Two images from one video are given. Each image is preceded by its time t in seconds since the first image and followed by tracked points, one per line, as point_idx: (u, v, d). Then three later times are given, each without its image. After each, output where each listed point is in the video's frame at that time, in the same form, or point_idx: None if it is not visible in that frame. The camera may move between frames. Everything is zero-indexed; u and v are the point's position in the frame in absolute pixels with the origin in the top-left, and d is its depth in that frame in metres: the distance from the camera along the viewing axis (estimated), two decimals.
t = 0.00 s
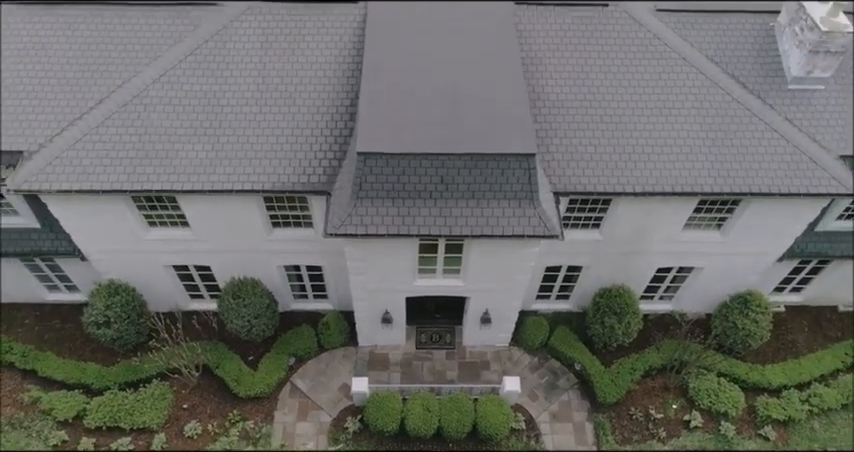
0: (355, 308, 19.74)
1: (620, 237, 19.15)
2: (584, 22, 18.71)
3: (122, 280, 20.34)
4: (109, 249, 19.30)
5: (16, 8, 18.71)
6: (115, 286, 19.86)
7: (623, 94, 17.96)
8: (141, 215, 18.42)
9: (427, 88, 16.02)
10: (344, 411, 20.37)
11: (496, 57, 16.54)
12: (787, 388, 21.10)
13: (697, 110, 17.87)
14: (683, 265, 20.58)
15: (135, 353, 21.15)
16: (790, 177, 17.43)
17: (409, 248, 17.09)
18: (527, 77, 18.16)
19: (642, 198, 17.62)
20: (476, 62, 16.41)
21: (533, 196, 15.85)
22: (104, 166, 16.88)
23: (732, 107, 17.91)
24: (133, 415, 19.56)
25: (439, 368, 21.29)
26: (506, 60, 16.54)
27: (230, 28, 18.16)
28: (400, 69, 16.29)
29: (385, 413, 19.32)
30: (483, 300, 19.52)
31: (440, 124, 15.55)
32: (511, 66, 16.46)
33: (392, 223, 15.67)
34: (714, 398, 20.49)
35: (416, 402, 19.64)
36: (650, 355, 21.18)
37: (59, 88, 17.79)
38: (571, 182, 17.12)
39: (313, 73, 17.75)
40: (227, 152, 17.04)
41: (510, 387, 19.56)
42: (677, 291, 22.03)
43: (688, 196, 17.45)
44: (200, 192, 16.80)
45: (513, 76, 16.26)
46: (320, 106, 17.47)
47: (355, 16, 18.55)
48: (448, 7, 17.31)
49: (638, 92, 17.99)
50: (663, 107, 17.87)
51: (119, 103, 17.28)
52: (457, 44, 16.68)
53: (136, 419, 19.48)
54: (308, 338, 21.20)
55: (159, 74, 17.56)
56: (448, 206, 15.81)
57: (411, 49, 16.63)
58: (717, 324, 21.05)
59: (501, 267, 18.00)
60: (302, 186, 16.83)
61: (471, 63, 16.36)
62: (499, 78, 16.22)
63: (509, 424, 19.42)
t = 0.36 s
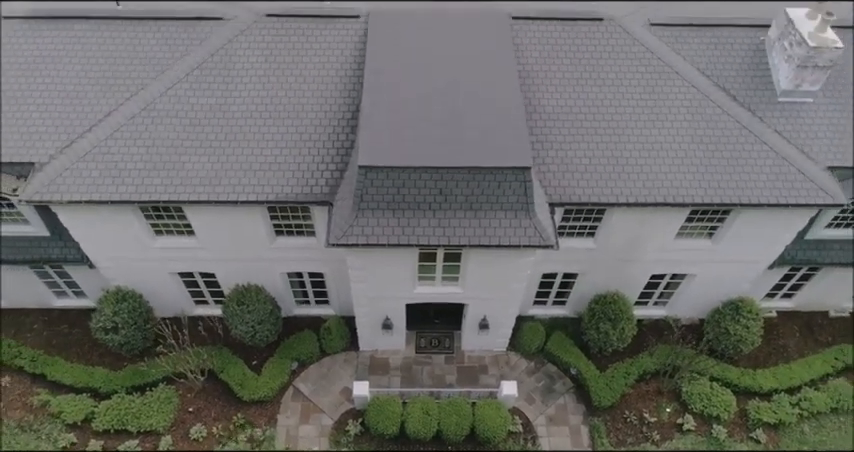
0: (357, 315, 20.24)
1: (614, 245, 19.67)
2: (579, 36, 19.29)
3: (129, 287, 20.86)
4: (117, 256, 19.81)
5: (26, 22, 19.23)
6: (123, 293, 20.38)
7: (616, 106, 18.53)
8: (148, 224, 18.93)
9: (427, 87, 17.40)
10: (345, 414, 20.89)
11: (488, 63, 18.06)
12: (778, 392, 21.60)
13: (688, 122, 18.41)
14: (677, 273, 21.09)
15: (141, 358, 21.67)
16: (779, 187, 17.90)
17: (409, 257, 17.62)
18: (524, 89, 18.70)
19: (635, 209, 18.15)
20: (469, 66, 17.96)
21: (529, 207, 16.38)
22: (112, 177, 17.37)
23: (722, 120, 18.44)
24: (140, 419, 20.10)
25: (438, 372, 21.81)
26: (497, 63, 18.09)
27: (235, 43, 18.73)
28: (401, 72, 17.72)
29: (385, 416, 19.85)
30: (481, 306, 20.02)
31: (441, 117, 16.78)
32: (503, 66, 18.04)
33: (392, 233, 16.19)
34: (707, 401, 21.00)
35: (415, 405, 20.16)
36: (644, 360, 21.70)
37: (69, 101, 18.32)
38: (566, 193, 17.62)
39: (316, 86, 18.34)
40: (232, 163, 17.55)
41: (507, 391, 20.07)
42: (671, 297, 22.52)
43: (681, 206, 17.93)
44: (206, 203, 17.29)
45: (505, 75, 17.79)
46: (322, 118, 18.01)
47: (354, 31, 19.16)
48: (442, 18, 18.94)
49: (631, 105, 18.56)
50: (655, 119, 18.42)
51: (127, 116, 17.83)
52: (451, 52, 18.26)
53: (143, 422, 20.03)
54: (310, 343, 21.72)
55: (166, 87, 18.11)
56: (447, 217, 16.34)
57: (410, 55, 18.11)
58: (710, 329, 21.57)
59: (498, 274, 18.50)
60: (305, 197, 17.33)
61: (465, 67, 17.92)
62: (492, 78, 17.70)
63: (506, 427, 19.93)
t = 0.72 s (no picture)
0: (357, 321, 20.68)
1: (610, 253, 20.12)
2: (574, 49, 19.75)
3: (135, 293, 21.30)
4: (123, 263, 20.24)
5: (34, 35, 19.67)
6: (129, 299, 20.82)
7: (611, 118, 18.96)
8: (154, 233, 19.35)
9: (426, 94, 17.97)
10: (346, 418, 21.34)
11: (487, 71, 18.64)
12: (770, 396, 22.06)
13: (681, 134, 18.85)
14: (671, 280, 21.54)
15: (147, 363, 22.13)
16: (771, 198, 18.31)
17: (409, 266, 18.07)
18: (521, 101, 19.14)
19: (629, 219, 18.60)
20: (468, 74, 18.54)
21: (525, 218, 16.83)
22: (120, 188, 17.79)
23: (715, 131, 18.88)
24: (146, 423, 20.55)
25: (437, 376, 22.25)
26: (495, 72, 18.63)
27: (239, 56, 19.22)
28: (401, 79, 18.28)
29: (385, 420, 20.30)
30: (479, 313, 20.46)
31: (441, 120, 17.44)
32: (500, 76, 18.56)
33: (392, 244, 16.63)
34: (700, 405, 21.46)
35: (415, 410, 20.61)
36: (639, 365, 22.15)
37: (76, 112, 18.75)
38: (562, 203, 18.05)
39: (318, 98, 18.81)
40: (237, 174, 17.98)
41: (505, 396, 20.53)
42: (666, 303, 22.97)
43: (674, 216, 18.34)
44: (211, 213, 17.70)
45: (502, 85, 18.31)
46: (324, 130, 18.46)
47: (355, 44, 19.60)
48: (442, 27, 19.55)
49: (626, 117, 19.00)
50: (650, 131, 18.86)
51: (134, 128, 18.28)
52: (450, 60, 18.85)
53: (148, 426, 20.47)
54: (312, 348, 22.18)
55: (172, 100, 18.57)
56: (446, 227, 16.79)
57: (411, 61, 18.77)
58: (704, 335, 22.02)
59: (496, 282, 18.95)
60: (308, 207, 17.76)
61: (464, 73, 18.55)
62: (491, 84, 18.32)
63: (504, 431, 20.39)
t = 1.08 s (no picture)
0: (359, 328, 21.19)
1: (605, 262, 20.63)
2: (571, 64, 20.26)
3: (142, 301, 21.80)
4: (131, 272, 20.73)
5: (44, 50, 20.17)
6: (136, 307, 21.32)
7: (607, 132, 19.46)
8: (161, 243, 19.82)
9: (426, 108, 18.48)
10: (348, 422, 21.83)
11: (485, 85, 19.16)
12: (763, 401, 22.56)
13: (675, 148, 19.35)
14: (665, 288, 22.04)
15: (153, 368, 22.64)
16: (762, 210, 18.79)
17: (410, 275, 18.58)
18: (519, 115, 19.65)
19: (624, 230, 19.11)
20: (466, 88, 19.05)
21: (522, 230, 17.34)
22: (128, 200, 18.25)
23: (708, 145, 19.37)
24: (153, 427, 21.04)
25: (437, 382, 22.75)
26: (493, 87, 19.12)
27: (244, 70, 19.73)
28: (402, 93, 18.79)
29: (387, 425, 20.80)
30: (478, 320, 20.97)
31: (441, 132, 17.97)
32: (498, 90, 19.04)
33: (394, 255, 17.12)
34: (694, 410, 21.96)
35: (415, 415, 21.12)
36: (634, 371, 22.66)
37: (86, 126, 19.25)
38: (559, 214, 18.53)
39: (321, 112, 19.31)
40: (242, 187, 18.48)
41: (503, 401, 21.02)
42: (661, 310, 23.49)
43: (669, 227, 18.80)
44: (217, 224, 18.19)
45: (500, 100, 18.79)
46: (327, 144, 18.95)
47: (357, 59, 20.11)
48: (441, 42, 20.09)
49: (621, 130, 19.50)
50: (644, 145, 19.36)
51: (142, 141, 18.77)
52: (450, 74, 19.38)
53: (155, 431, 20.96)
54: (315, 354, 22.69)
55: (179, 114, 19.08)
56: (445, 239, 17.29)
57: (412, 74, 19.30)
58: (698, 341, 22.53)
59: (494, 291, 19.46)
60: (311, 218, 18.25)
61: (463, 87, 19.05)
62: (489, 98, 18.83)
63: (502, 436, 20.88)
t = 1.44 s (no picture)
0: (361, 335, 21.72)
1: (601, 271, 21.15)
2: (567, 78, 20.79)
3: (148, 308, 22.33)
4: (139, 280, 21.25)
5: (54, 64, 20.69)
6: (143, 314, 21.84)
7: (602, 145, 19.98)
8: (168, 253, 20.33)
9: (427, 122, 18.99)
10: (350, 427, 22.34)
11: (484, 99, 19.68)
12: (755, 407, 23.08)
13: (669, 160, 19.85)
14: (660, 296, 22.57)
15: (160, 374, 23.17)
16: (754, 221, 19.29)
17: (410, 285, 19.11)
18: (516, 128, 20.17)
19: (618, 241, 19.65)
20: (466, 102, 19.56)
21: (520, 241, 17.87)
22: (137, 212, 18.76)
23: (701, 158, 19.87)
24: (159, 432, 21.56)
25: (437, 387, 23.28)
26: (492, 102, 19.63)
27: (249, 85, 20.26)
28: (403, 107, 19.30)
29: (387, 430, 21.32)
30: (477, 328, 21.49)
31: (441, 145, 18.49)
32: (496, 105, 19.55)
33: (395, 266, 17.64)
34: (688, 416, 22.49)
35: (415, 420, 21.64)
36: (630, 377, 23.18)
37: (95, 139, 19.77)
38: (556, 226, 19.05)
39: (324, 126, 19.84)
40: (247, 199, 19.00)
41: (501, 407, 21.54)
42: (656, 317, 24.02)
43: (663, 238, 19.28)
44: (223, 236, 18.70)
45: (498, 114, 19.29)
46: (330, 157, 19.47)
47: (359, 73, 20.63)
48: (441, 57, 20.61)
49: (616, 144, 20.01)
50: (638, 157, 19.87)
51: (150, 154, 19.27)
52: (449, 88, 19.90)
53: (162, 435, 21.48)
54: (318, 361, 23.22)
55: (186, 127, 19.59)
56: (445, 250, 17.81)
57: (413, 88, 19.83)
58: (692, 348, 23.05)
59: (492, 300, 19.99)
60: (315, 230, 18.76)
61: (462, 102, 19.57)
62: (487, 112, 19.33)
63: (500, 440, 21.40)
